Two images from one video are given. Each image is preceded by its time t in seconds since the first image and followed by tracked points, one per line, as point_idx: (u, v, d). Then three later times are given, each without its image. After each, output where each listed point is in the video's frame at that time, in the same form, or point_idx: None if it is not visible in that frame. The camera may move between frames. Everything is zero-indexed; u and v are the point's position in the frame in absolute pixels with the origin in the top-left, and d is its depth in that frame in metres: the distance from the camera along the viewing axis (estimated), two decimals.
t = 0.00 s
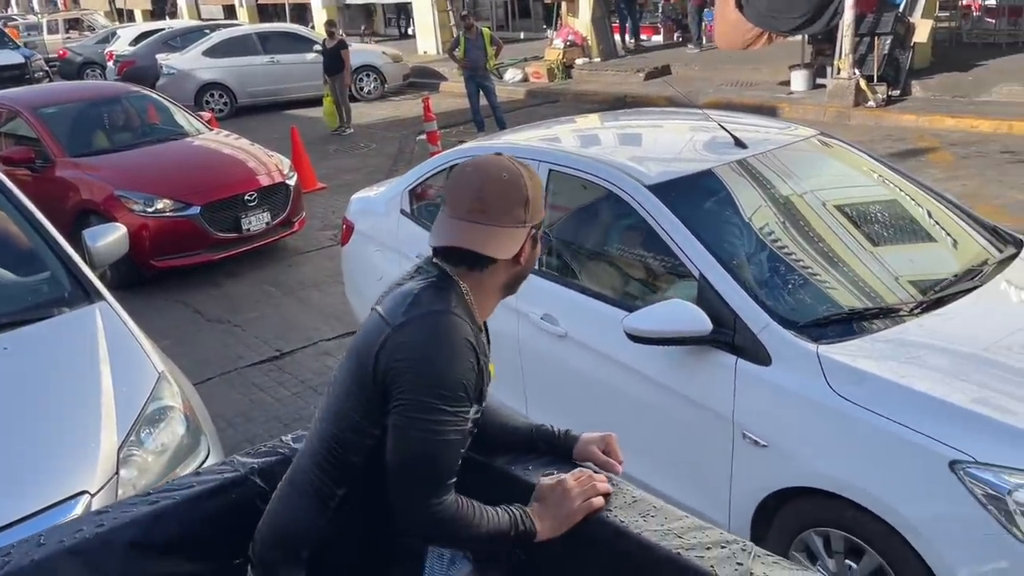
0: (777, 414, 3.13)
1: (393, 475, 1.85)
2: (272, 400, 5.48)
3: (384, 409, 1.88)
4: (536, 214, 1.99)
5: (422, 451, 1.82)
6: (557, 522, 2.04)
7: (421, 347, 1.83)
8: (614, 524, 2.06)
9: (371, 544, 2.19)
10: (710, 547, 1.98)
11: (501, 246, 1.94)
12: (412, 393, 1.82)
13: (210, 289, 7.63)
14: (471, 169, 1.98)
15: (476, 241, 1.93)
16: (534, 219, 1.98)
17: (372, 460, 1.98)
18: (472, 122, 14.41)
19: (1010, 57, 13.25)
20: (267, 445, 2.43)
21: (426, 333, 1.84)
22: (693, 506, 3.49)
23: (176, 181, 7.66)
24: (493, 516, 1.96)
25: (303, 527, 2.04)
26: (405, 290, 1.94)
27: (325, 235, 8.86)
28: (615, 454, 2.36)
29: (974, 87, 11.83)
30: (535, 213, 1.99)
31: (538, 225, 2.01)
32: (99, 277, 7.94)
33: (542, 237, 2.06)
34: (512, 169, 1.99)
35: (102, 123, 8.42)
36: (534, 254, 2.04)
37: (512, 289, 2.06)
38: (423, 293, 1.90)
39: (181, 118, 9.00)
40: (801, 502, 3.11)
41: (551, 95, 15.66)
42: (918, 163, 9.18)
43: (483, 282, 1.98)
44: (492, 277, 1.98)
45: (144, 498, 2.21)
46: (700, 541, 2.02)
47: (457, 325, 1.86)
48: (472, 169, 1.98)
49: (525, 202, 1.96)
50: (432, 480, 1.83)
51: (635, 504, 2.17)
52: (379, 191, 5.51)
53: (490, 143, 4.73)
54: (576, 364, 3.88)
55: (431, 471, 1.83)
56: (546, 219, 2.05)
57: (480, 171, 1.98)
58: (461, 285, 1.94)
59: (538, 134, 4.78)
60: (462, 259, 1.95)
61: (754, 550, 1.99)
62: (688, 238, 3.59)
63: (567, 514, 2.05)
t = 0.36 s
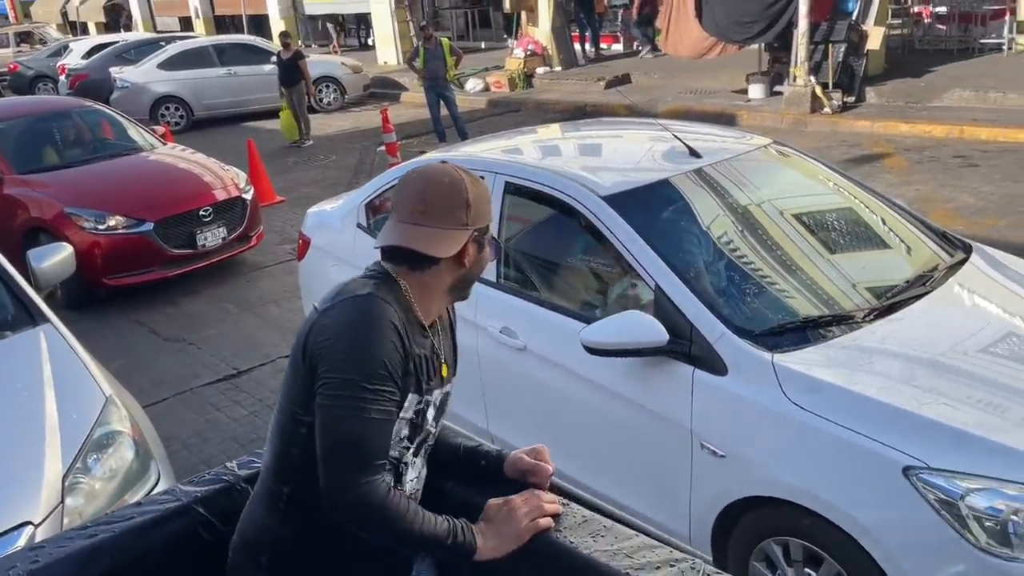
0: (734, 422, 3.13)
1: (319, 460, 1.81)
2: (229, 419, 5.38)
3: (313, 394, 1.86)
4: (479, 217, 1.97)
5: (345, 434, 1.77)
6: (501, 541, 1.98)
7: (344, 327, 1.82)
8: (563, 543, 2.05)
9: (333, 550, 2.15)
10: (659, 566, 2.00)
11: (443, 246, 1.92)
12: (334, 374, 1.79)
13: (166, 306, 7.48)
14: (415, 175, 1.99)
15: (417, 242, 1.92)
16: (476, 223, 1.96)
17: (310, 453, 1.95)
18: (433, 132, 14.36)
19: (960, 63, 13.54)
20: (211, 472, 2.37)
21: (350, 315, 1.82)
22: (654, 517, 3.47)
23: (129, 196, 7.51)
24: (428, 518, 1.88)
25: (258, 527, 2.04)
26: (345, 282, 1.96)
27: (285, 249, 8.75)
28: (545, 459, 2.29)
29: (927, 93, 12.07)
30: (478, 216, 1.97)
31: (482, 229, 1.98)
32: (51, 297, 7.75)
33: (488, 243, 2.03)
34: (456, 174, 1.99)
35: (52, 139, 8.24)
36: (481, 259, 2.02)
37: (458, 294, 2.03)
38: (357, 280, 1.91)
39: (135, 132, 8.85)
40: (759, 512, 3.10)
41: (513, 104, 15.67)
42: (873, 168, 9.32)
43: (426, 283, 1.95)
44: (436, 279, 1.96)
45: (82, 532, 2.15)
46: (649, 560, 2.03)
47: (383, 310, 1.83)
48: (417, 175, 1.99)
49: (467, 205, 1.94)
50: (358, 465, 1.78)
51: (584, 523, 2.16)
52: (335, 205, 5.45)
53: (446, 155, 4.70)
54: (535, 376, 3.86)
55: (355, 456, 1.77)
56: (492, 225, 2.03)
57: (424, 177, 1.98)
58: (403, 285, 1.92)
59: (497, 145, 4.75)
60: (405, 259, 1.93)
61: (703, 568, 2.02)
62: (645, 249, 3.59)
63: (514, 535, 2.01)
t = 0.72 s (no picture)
0: (730, 435, 3.14)
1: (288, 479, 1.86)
2: (224, 434, 5.37)
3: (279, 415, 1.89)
4: (450, 232, 1.95)
5: (313, 455, 1.81)
6: (487, 554, 1.98)
7: (307, 350, 1.83)
8: (567, 557, 2.09)
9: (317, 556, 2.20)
10: None
11: (411, 261, 1.91)
12: (299, 397, 1.82)
13: (160, 322, 7.47)
14: (387, 192, 1.99)
15: (385, 257, 1.91)
16: (448, 238, 1.95)
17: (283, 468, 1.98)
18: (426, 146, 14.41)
19: (949, 75, 13.67)
20: (211, 489, 2.38)
21: (314, 337, 1.84)
22: (653, 531, 3.48)
23: (124, 212, 7.50)
24: (402, 532, 1.92)
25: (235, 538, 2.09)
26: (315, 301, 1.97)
27: (279, 264, 8.76)
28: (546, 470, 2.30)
29: (916, 105, 12.17)
30: (449, 230, 1.95)
31: (454, 244, 1.97)
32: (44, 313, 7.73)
33: (464, 258, 2.01)
34: (427, 190, 1.98)
35: (46, 155, 8.23)
36: (455, 275, 2.00)
37: (433, 310, 2.01)
38: (325, 302, 1.93)
39: (129, 147, 8.85)
40: (757, 524, 3.11)
41: (505, 118, 15.74)
42: (865, 180, 9.38)
43: (397, 300, 1.94)
44: (406, 296, 1.95)
45: (83, 551, 2.17)
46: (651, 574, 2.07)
47: (347, 332, 1.85)
48: (389, 192, 1.99)
49: (436, 220, 1.93)
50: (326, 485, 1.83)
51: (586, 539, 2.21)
52: (330, 220, 5.46)
53: (441, 169, 4.71)
54: (531, 390, 3.87)
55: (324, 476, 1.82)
56: (467, 240, 2.00)
57: (395, 194, 1.98)
58: (372, 302, 1.92)
59: (490, 159, 4.77)
60: (375, 276, 1.93)
61: None
62: (640, 261, 3.60)
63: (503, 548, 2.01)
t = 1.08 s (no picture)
0: (754, 442, 3.12)
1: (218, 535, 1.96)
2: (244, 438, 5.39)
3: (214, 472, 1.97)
4: (397, 264, 2.03)
5: (238, 518, 1.91)
6: None
7: (232, 418, 1.90)
8: (597, 563, 2.08)
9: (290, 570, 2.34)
10: None
11: (359, 296, 1.99)
12: (227, 460, 1.90)
13: (180, 326, 7.52)
14: (332, 224, 2.06)
15: (332, 293, 1.99)
16: (395, 270, 2.02)
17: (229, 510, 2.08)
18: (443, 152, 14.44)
19: (970, 81, 13.58)
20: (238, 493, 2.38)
21: (240, 404, 1.91)
22: (675, 538, 3.46)
23: (144, 217, 7.56)
24: None
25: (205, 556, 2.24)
26: (262, 351, 2.04)
27: (297, 269, 8.80)
28: (577, 483, 2.30)
29: (936, 110, 12.09)
30: (394, 262, 2.02)
31: (401, 275, 2.04)
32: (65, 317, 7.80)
33: (413, 288, 2.09)
34: (372, 220, 2.05)
35: (68, 160, 8.32)
36: (404, 305, 2.08)
37: (384, 340, 2.10)
38: (263, 359, 2.00)
39: (150, 153, 8.92)
40: (782, 532, 3.08)
41: (522, 124, 15.76)
42: (884, 186, 9.32)
43: (347, 335, 2.03)
44: (357, 330, 2.03)
45: (113, 551, 2.16)
46: None
47: (275, 397, 1.91)
48: (334, 224, 2.06)
49: (381, 254, 2.00)
50: (255, 542, 1.92)
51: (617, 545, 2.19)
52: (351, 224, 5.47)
53: (460, 175, 4.72)
54: (552, 395, 3.87)
55: (253, 535, 1.91)
56: (415, 271, 2.08)
57: (339, 226, 2.05)
58: (318, 342, 2.02)
59: (509, 165, 4.78)
60: (323, 313, 2.01)
61: None
62: (662, 267, 3.59)
63: None
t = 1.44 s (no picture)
0: (781, 444, 3.11)
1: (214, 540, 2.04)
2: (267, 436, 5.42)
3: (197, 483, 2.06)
4: (315, 258, 2.12)
5: (228, 515, 2.00)
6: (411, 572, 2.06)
7: (204, 422, 2.01)
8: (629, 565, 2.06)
9: None
10: None
11: (284, 297, 2.09)
12: (206, 463, 1.99)
13: (203, 325, 7.58)
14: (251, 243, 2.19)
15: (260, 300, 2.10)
16: (315, 265, 2.12)
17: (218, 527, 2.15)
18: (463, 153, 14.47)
19: (996, 82, 13.43)
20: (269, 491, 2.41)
21: (209, 408, 2.02)
22: (699, 539, 3.46)
23: (169, 216, 7.63)
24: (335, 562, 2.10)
25: None
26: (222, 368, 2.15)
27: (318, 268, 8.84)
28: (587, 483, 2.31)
29: (961, 112, 11.97)
30: (313, 258, 2.12)
31: (324, 268, 2.13)
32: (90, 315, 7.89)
33: (342, 279, 2.17)
34: (285, 229, 2.17)
35: (95, 160, 8.40)
36: (336, 297, 2.16)
37: (328, 334, 2.18)
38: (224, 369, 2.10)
39: (173, 153, 9.00)
40: (810, 534, 3.07)
41: (542, 125, 15.76)
42: (910, 188, 9.24)
43: (288, 336, 2.13)
44: (296, 330, 2.13)
45: (149, 547, 2.19)
46: None
47: (243, 392, 2.03)
48: (253, 242, 2.19)
49: (296, 254, 2.11)
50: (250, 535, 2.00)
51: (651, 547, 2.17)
52: (374, 224, 5.49)
53: (483, 176, 4.73)
54: (575, 395, 3.87)
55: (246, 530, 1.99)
56: (338, 261, 2.16)
57: (256, 242, 2.18)
58: (268, 350, 2.12)
59: (531, 166, 4.78)
60: (259, 323, 2.13)
61: None
62: (686, 267, 3.59)
63: None
